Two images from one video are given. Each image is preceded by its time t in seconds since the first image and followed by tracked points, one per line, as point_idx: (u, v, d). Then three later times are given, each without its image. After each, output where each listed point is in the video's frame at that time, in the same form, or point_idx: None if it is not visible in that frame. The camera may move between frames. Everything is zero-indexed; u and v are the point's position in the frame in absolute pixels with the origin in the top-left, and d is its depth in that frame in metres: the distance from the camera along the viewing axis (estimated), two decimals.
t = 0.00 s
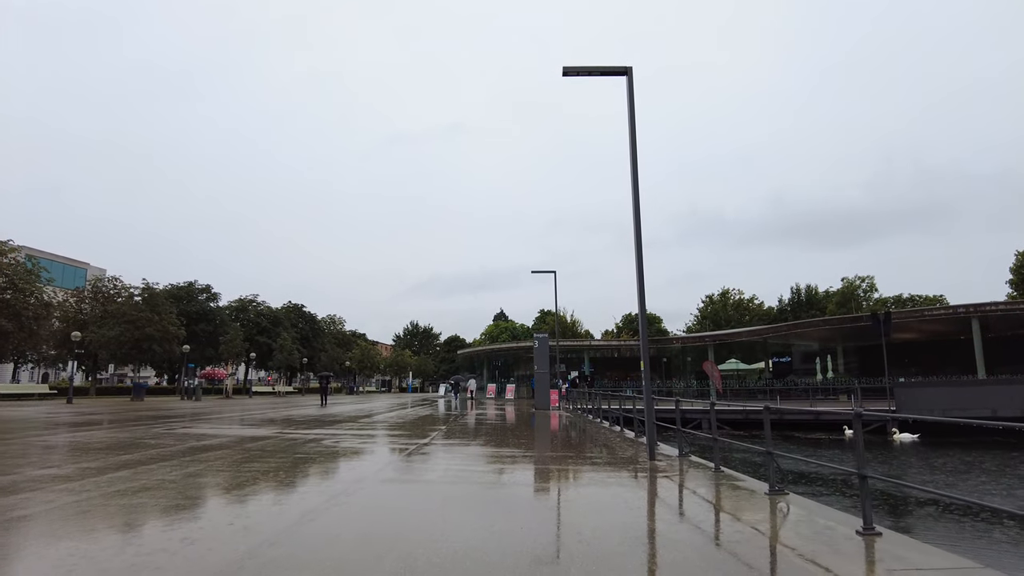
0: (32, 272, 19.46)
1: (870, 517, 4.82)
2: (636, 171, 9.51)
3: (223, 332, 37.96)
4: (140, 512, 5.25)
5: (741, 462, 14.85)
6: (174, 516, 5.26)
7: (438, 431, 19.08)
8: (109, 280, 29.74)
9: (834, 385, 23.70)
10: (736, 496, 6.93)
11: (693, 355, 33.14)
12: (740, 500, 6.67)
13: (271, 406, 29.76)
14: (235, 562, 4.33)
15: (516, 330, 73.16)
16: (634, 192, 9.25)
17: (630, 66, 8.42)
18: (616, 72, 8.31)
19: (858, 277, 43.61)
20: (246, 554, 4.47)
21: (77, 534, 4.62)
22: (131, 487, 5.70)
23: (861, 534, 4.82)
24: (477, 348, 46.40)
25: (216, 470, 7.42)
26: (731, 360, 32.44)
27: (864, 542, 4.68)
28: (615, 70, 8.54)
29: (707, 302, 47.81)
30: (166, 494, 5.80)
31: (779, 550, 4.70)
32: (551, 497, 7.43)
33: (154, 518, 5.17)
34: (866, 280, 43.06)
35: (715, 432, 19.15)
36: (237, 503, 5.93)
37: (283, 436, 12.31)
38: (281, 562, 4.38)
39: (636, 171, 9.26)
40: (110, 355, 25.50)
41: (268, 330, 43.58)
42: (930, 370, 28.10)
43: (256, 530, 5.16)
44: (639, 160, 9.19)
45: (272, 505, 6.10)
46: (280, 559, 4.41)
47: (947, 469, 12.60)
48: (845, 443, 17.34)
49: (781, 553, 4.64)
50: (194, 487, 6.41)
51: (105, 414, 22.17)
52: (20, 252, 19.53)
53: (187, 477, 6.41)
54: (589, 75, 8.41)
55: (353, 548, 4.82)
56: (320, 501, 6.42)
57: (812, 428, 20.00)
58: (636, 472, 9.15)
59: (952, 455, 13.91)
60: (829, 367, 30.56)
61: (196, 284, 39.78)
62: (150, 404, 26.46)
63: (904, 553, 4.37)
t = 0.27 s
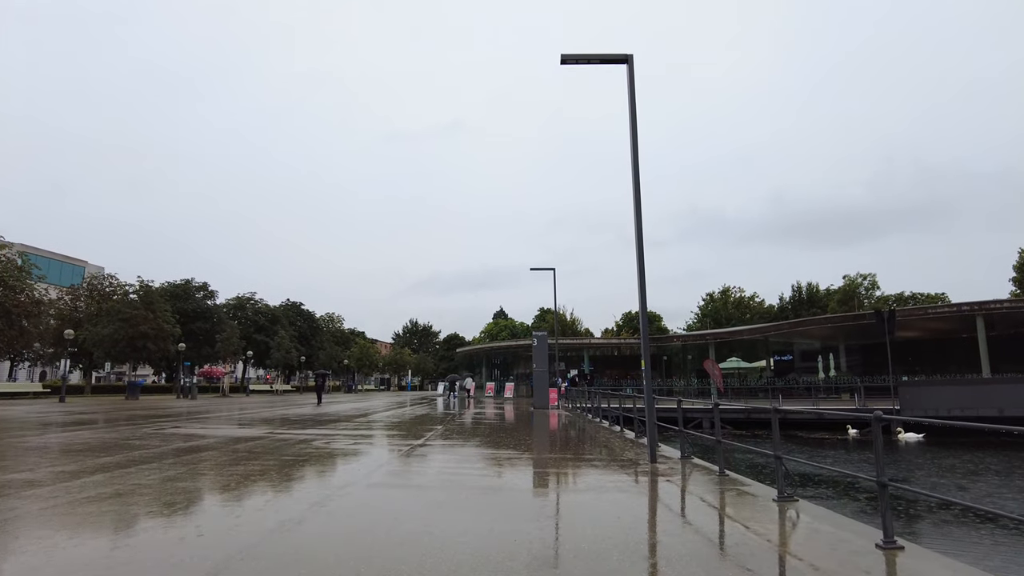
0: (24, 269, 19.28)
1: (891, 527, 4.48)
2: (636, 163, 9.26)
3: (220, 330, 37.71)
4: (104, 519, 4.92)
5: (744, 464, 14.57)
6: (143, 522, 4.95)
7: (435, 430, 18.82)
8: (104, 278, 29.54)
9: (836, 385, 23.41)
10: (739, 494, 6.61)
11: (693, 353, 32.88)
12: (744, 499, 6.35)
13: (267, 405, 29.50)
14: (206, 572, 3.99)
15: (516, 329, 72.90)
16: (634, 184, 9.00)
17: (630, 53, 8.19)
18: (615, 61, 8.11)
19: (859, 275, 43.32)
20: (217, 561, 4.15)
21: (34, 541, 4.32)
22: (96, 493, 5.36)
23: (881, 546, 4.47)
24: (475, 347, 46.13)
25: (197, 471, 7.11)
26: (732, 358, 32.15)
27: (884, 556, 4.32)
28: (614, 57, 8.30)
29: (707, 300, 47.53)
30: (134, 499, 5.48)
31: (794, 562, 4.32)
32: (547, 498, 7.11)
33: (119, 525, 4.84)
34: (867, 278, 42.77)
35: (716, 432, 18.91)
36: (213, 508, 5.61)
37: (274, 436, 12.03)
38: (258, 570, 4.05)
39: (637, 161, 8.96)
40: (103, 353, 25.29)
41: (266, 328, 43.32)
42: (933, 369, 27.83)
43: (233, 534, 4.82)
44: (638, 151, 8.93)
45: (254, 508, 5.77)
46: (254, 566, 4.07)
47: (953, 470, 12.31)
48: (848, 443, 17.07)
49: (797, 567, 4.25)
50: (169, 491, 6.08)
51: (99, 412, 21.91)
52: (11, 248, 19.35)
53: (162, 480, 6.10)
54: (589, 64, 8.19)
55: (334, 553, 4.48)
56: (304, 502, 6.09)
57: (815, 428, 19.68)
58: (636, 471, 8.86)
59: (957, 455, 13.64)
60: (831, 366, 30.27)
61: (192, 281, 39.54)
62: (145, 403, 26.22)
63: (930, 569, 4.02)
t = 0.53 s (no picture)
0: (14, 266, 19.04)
1: (916, 537, 4.17)
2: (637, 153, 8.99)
3: (216, 328, 37.44)
4: (69, 527, 4.61)
5: (746, 463, 14.30)
6: (111, 531, 4.63)
7: (431, 429, 18.55)
8: (97, 276, 29.35)
9: (838, 383, 23.15)
10: (747, 498, 6.29)
11: (692, 351, 32.62)
12: (751, 503, 6.03)
13: (264, 403, 29.22)
14: None
15: (515, 327, 72.66)
16: (635, 175, 8.75)
17: (631, 38, 7.95)
18: (616, 45, 7.89)
19: (860, 272, 43.05)
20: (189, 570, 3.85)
21: None
22: (63, 500, 5.05)
23: (905, 558, 4.16)
24: (474, 345, 45.85)
25: (179, 468, 6.81)
26: (733, 356, 31.88)
27: (908, 568, 4.03)
28: (613, 42, 8.06)
29: (707, 297, 47.27)
30: (106, 505, 5.16)
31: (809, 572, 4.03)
32: (544, 501, 6.79)
33: (85, 534, 4.52)
34: (868, 275, 42.51)
35: (716, 431, 18.65)
36: (190, 510, 5.30)
37: (265, 434, 11.74)
38: None
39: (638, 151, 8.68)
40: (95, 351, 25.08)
41: (263, 326, 43.03)
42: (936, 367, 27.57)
43: (209, 540, 4.50)
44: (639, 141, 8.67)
45: (234, 511, 5.44)
46: None
47: (960, 470, 12.04)
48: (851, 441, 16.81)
49: None
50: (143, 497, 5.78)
51: (91, 411, 21.64)
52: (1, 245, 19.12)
53: (138, 482, 5.78)
54: (587, 49, 7.97)
55: (316, 561, 4.19)
56: (288, 506, 5.76)
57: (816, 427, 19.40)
58: (635, 471, 8.57)
59: (964, 454, 13.37)
60: (832, 364, 30.01)
61: (188, 279, 39.27)
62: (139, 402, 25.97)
63: None
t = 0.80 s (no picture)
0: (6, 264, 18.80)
1: (954, 556, 3.81)
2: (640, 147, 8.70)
3: (214, 327, 37.18)
4: (20, 538, 4.25)
5: (750, 465, 14.01)
6: (84, 540, 4.37)
7: (429, 429, 18.28)
8: (92, 274, 29.12)
9: (841, 383, 22.85)
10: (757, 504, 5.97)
11: (694, 351, 32.34)
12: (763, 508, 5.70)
13: (261, 403, 28.95)
14: None
15: (515, 326, 72.37)
16: (638, 168, 8.46)
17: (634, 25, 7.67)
18: (618, 33, 7.60)
19: (862, 271, 42.76)
20: None
21: None
22: (18, 510, 4.69)
23: None
24: (473, 344, 45.56)
25: (155, 470, 6.46)
26: (734, 356, 31.58)
27: None
28: (616, 30, 7.78)
29: (708, 297, 46.98)
30: (65, 515, 4.80)
31: None
32: (543, 500, 6.47)
33: (38, 546, 4.16)
34: (870, 274, 42.21)
35: (719, 432, 18.37)
36: (166, 518, 4.98)
37: (257, 434, 11.43)
38: None
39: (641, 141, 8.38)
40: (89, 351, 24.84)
41: (261, 326, 42.77)
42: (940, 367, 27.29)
43: (183, 556, 4.14)
44: (641, 132, 8.38)
45: (215, 520, 5.09)
46: None
47: (970, 472, 11.76)
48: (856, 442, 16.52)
49: None
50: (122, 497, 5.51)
51: (85, 411, 21.36)
52: None
53: (119, 488, 5.52)
54: (588, 36, 7.69)
55: None
56: (270, 516, 5.40)
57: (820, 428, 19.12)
58: (637, 472, 8.28)
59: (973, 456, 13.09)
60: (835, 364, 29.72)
61: (186, 278, 39.00)
62: (135, 402, 25.70)
63: None
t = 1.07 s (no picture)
0: None
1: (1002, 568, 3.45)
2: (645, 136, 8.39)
3: (212, 326, 36.92)
4: None
5: (756, 465, 13.67)
6: (56, 546, 4.04)
7: (429, 428, 17.99)
8: (89, 272, 28.89)
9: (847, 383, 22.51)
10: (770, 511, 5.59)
11: (696, 350, 32.00)
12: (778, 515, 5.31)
13: (260, 403, 28.66)
14: None
15: (516, 326, 72.11)
16: (643, 157, 8.16)
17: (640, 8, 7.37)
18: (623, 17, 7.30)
19: (866, 270, 42.43)
20: None
21: None
22: None
23: None
24: (474, 344, 45.26)
25: (134, 471, 6.10)
26: (737, 356, 31.24)
27: None
28: (621, 14, 7.48)
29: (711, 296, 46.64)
30: (27, 523, 4.44)
31: None
32: (541, 502, 6.10)
33: None
34: (874, 273, 41.88)
35: (723, 433, 18.04)
36: (147, 522, 4.65)
37: (249, 433, 11.10)
38: None
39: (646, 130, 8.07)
40: (85, 349, 24.61)
41: (261, 325, 42.52)
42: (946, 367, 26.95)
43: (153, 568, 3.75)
44: (647, 122, 8.09)
45: (189, 526, 4.68)
46: None
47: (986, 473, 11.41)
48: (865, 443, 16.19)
49: None
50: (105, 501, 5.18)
51: (81, 410, 21.05)
52: None
53: (100, 490, 5.19)
54: (592, 20, 7.40)
55: None
56: (259, 516, 5.07)
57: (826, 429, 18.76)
58: (643, 475, 7.93)
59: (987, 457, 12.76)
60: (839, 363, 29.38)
61: (185, 277, 38.74)
62: (132, 401, 25.41)
63: None
